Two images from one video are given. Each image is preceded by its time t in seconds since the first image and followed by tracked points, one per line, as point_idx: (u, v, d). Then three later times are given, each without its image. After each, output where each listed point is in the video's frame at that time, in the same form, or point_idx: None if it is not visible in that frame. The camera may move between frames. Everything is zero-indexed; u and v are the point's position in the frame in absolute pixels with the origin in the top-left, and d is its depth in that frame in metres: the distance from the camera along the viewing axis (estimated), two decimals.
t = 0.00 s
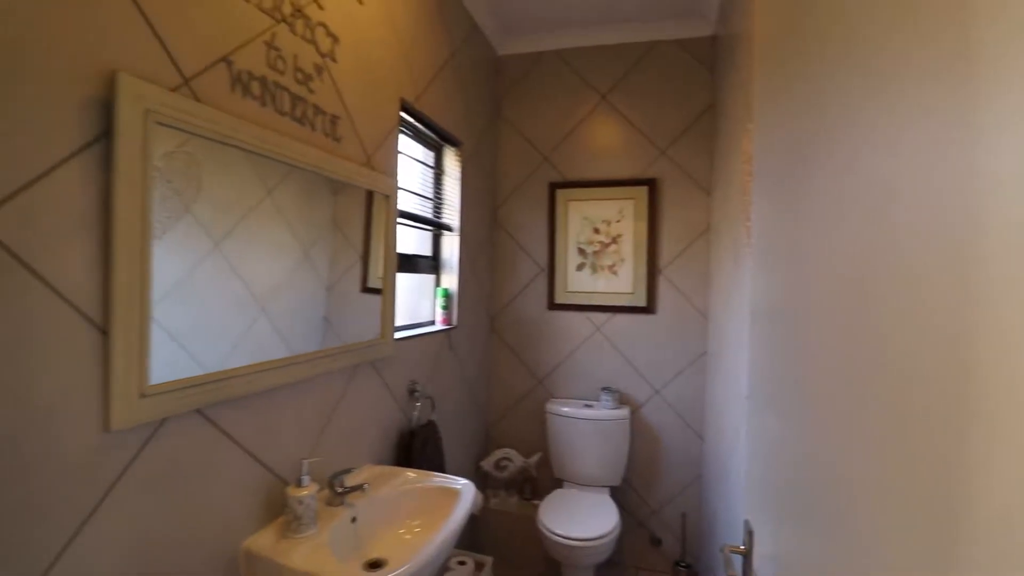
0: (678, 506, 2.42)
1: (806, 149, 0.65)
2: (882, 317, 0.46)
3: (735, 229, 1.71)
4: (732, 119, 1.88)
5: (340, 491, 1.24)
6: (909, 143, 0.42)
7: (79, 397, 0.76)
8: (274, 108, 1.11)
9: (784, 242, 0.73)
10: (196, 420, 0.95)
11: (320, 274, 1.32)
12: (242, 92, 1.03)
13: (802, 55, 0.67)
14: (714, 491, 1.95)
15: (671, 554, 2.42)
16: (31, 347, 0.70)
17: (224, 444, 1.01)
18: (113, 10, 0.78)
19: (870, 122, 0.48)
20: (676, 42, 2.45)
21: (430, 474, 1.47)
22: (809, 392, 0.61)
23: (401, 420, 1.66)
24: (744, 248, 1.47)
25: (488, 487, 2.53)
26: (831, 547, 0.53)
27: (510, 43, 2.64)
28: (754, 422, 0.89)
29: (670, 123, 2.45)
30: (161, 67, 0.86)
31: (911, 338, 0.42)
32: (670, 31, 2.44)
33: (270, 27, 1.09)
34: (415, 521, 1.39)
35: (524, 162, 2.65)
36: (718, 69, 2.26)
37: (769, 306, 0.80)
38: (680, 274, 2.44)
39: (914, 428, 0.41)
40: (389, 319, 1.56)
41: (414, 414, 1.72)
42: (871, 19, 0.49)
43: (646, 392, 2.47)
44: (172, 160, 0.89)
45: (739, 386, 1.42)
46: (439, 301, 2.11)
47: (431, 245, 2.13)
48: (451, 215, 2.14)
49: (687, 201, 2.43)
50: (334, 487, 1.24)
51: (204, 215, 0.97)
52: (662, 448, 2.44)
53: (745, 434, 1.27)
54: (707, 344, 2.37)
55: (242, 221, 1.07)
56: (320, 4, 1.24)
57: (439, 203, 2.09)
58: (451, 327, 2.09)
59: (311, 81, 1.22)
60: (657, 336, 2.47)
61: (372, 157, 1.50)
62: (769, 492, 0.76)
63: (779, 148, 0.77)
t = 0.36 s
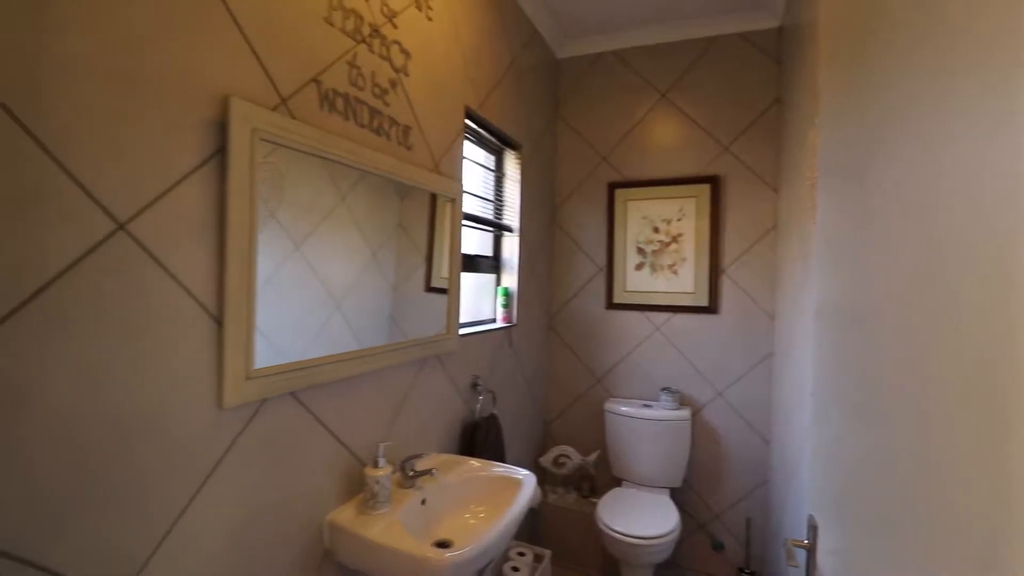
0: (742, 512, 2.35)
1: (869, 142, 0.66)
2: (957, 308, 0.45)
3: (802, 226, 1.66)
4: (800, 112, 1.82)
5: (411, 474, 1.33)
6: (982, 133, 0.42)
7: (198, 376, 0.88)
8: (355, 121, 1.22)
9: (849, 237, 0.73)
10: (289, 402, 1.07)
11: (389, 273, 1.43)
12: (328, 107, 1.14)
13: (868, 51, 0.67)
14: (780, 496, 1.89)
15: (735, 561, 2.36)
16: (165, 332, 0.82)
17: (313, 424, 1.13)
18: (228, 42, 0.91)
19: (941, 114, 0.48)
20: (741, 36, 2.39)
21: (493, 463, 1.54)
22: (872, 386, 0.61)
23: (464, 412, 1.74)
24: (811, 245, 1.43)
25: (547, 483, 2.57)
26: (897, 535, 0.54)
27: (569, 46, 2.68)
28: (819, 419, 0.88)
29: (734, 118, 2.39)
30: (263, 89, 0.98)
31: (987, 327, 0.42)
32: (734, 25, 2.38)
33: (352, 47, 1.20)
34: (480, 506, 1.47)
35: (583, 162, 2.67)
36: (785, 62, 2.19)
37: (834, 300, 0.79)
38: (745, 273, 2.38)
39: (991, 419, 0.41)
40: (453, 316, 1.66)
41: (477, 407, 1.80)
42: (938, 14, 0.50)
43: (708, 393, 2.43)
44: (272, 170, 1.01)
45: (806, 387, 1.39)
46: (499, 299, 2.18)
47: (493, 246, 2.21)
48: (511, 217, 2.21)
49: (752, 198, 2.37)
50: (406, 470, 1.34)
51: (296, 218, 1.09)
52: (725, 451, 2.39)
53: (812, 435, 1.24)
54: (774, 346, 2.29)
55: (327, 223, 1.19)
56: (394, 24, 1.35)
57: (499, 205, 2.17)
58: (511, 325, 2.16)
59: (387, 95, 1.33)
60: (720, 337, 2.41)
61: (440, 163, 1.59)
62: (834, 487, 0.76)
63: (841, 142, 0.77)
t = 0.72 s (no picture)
0: (783, 513, 2.33)
1: (896, 146, 0.69)
2: (970, 301, 0.49)
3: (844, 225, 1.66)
4: (842, 109, 1.81)
5: (457, 461, 1.42)
6: (992, 140, 0.46)
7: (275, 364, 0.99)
8: (407, 132, 1.32)
9: (878, 235, 0.76)
10: (349, 390, 1.17)
11: (434, 271, 1.52)
12: (383, 119, 1.24)
13: (895, 59, 0.70)
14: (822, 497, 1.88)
15: (775, 562, 2.34)
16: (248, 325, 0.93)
17: (369, 411, 1.23)
18: (299, 66, 1.01)
19: (958, 121, 0.52)
20: (781, 33, 2.37)
21: (533, 455, 1.61)
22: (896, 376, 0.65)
23: (505, 406, 1.82)
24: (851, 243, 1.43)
25: (584, 479, 2.62)
26: (921, 515, 0.57)
27: (606, 49, 2.72)
28: (852, 413, 0.91)
29: (775, 117, 2.37)
30: (328, 107, 1.08)
31: (993, 320, 0.46)
32: (774, 22, 2.37)
33: (404, 64, 1.29)
34: (521, 494, 1.54)
35: (620, 164, 2.71)
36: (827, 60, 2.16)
37: (865, 296, 0.82)
38: (786, 272, 2.36)
39: (996, 403, 0.45)
40: (494, 314, 1.74)
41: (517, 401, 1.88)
42: (956, 28, 0.54)
43: (747, 393, 2.42)
44: (336, 179, 1.11)
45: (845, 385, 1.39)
46: (538, 298, 2.25)
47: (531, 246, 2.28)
48: (549, 218, 2.28)
49: (793, 197, 2.34)
50: (451, 457, 1.43)
51: (355, 222, 1.19)
52: (765, 451, 2.37)
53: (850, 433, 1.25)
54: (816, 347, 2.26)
55: (381, 226, 1.29)
56: (442, 39, 1.44)
57: (538, 207, 2.24)
58: (549, 323, 2.22)
59: (435, 106, 1.42)
60: (760, 337, 2.40)
61: (483, 168, 1.68)
62: (865, 477, 0.79)
63: (872, 145, 0.80)
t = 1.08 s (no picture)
0: (806, 511, 2.35)
1: (881, 152, 0.75)
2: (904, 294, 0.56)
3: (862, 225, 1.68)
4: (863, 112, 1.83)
5: (485, 449, 1.52)
6: (919, 152, 0.53)
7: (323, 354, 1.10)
8: (439, 142, 1.42)
9: (870, 233, 0.81)
10: (387, 379, 1.28)
11: (462, 271, 1.62)
12: (417, 131, 1.34)
13: (880, 74, 0.76)
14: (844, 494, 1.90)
15: (799, 559, 2.36)
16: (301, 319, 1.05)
17: (404, 399, 1.33)
18: (344, 87, 1.12)
19: (907, 134, 0.59)
20: (805, 35, 2.38)
21: (557, 446, 1.69)
22: (880, 364, 0.71)
23: (530, 400, 1.91)
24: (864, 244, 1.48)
25: (608, 474, 2.68)
26: (885, 487, 0.64)
27: (629, 54, 2.78)
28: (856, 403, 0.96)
29: (798, 118, 2.39)
30: (369, 122, 1.19)
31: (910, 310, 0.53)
32: (797, 24, 2.38)
33: (436, 79, 1.40)
34: (545, 483, 1.63)
35: (643, 166, 2.76)
36: (850, 61, 2.18)
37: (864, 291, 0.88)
38: (809, 271, 2.37)
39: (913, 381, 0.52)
40: (519, 312, 1.83)
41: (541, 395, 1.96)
42: (908, 51, 0.60)
43: (770, 392, 2.44)
44: (375, 187, 1.22)
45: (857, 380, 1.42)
46: (562, 297, 2.33)
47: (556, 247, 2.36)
48: (572, 220, 2.35)
49: (817, 196, 2.35)
50: (480, 446, 1.53)
51: (391, 225, 1.30)
52: (789, 449, 2.39)
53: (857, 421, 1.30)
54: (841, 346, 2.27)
55: (414, 229, 1.39)
56: (471, 54, 1.53)
57: (562, 209, 2.32)
58: (573, 322, 2.30)
59: (464, 117, 1.52)
60: (783, 335, 2.42)
61: (509, 173, 1.77)
62: (862, 462, 0.85)
63: (865, 152, 0.86)
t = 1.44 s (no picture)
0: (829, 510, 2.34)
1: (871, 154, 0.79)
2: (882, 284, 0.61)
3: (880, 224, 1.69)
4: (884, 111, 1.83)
5: (506, 440, 1.60)
6: (888, 155, 0.59)
7: (357, 346, 1.20)
8: (463, 149, 1.51)
9: (865, 229, 0.86)
10: (415, 371, 1.38)
11: (486, 270, 1.71)
12: (442, 140, 1.43)
13: (873, 82, 0.81)
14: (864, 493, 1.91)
15: (822, 558, 2.35)
16: (337, 313, 1.15)
17: (431, 389, 1.43)
18: (375, 102, 1.22)
19: (884, 138, 0.64)
20: (827, 34, 2.38)
21: (576, 439, 1.75)
22: (869, 353, 0.75)
23: (551, 394, 1.98)
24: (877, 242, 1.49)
25: (630, 470, 2.73)
26: (872, 465, 0.69)
27: (650, 57, 2.82)
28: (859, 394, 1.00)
29: (820, 117, 2.39)
30: (397, 133, 1.29)
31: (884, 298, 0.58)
32: (819, 23, 2.38)
33: (460, 91, 1.49)
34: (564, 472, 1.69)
35: (663, 167, 2.80)
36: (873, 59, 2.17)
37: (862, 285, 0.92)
38: (832, 271, 2.36)
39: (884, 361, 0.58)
40: (540, 310, 1.91)
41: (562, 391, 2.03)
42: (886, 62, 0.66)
43: (792, 391, 2.44)
44: (404, 193, 1.31)
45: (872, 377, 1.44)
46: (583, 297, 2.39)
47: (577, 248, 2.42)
48: (593, 221, 2.42)
49: (839, 195, 2.35)
50: (502, 436, 1.61)
51: (418, 227, 1.40)
52: (812, 448, 2.39)
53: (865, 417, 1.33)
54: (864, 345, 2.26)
55: (440, 231, 1.49)
56: (492, 65, 1.62)
57: (583, 211, 2.38)
58: (594, 320, 2.36)
59: (486, 125, 1.60)
60: (805, 334, 2.42)
61: (530, 177, 1.85)
62: (859, 450, 0.89)
63: (862, 153, 0.90)
